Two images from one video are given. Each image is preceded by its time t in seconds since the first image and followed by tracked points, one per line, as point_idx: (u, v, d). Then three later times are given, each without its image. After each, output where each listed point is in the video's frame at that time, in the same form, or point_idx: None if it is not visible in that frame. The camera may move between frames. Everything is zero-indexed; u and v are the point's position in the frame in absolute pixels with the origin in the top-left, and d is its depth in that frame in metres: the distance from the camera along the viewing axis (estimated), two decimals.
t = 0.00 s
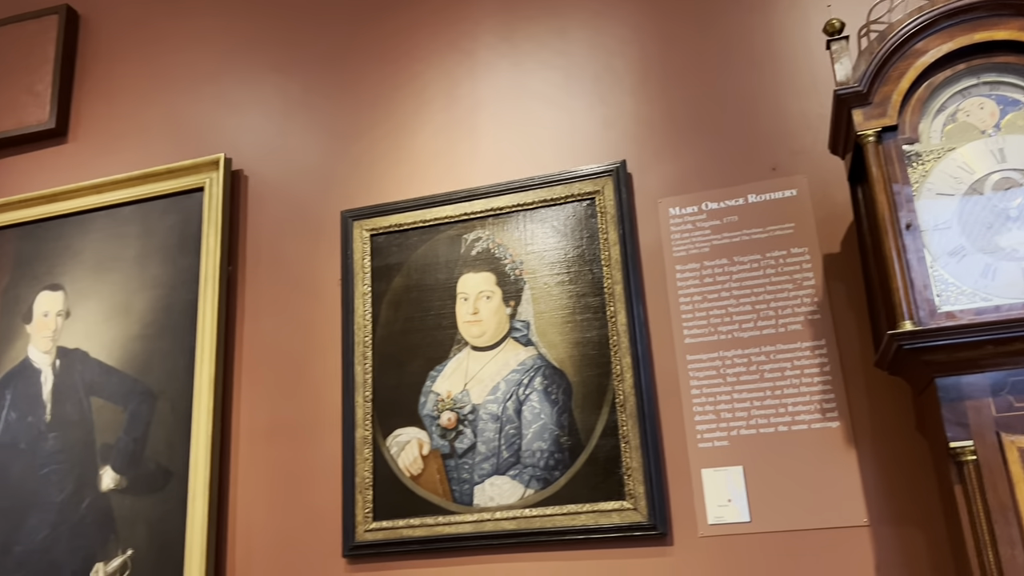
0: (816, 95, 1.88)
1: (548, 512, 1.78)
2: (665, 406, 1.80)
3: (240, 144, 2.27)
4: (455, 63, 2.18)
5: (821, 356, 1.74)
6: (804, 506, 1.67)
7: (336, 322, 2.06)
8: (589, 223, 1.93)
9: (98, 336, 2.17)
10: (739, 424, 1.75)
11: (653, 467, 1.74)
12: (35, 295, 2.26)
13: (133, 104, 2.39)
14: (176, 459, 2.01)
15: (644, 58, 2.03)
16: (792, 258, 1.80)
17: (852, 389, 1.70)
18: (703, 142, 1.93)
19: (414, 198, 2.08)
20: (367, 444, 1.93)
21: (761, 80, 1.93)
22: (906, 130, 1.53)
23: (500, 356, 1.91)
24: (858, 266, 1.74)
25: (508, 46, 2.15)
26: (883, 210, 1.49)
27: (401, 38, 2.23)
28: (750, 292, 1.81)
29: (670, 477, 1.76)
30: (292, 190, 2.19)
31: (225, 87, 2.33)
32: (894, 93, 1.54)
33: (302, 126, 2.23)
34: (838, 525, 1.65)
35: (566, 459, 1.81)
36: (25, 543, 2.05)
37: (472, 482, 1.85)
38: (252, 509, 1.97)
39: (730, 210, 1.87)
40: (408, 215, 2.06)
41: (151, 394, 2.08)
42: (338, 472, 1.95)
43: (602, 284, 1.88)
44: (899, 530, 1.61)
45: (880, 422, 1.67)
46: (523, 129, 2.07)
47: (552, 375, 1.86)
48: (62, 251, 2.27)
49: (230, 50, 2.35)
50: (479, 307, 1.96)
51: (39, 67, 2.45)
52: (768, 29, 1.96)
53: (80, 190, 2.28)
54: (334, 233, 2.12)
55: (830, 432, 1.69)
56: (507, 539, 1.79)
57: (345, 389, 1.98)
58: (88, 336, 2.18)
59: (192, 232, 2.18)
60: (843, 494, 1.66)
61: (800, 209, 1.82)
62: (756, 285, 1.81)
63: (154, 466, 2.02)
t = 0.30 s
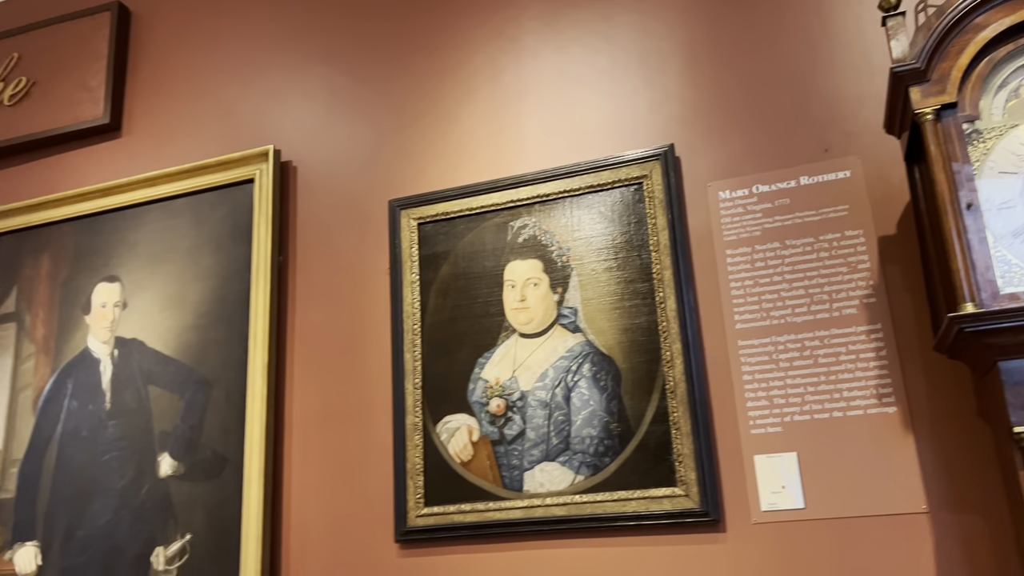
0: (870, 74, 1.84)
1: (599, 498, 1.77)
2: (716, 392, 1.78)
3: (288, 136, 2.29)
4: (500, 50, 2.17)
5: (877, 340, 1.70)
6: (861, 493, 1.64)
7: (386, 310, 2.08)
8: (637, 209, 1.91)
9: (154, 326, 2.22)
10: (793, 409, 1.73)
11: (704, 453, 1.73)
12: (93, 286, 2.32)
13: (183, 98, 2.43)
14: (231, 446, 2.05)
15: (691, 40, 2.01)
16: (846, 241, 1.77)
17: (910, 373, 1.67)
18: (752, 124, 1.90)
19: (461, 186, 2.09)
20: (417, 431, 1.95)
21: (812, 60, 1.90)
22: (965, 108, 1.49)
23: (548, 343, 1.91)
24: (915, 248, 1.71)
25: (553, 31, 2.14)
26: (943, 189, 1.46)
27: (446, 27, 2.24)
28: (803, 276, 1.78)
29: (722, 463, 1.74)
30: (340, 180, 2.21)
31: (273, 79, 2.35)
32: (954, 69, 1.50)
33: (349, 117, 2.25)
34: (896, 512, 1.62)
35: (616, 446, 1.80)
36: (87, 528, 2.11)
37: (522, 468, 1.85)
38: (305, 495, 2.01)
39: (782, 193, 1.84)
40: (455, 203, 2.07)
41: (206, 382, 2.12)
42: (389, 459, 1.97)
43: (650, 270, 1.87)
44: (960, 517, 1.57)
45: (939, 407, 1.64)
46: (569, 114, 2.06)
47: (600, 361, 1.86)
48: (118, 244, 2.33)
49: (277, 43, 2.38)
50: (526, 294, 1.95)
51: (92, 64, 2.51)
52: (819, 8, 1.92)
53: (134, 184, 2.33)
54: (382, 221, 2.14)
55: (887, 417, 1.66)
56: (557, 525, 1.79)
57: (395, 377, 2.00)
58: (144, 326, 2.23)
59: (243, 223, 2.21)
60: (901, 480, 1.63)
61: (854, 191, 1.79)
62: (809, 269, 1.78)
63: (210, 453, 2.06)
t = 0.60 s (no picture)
0: (923, 50, 1.80)
1: (646, 483, 1.77)
2: (765, 376, 1.76)
3: (333, 125, 2.32)
4: (543, 35, 2.16)
5: (931, 322, 1.67)
6: (915, 478, 1.62)
7: (431, 297, 2.09)
8: (682, 192, 1.90)
9: (204, 315, 2.26)
10: (844, 393, 1.70)
11: (754, 438, 1.71)
12: (145, 277, 2.37)
13: (229, 90, 2.46)
14: (281, 432, 2.09)
15: (737, 20, 1.98)
16: (898, 222, 1.73)
17: (965, 356, 1.63)
18: (800, 105, 1.87)
19: (504, 172, 2.08)
20: (464, 417, 1.96)
21: (862, 38, 1.86)
22: None
23: (593, 329, 1.90)
24: (970, 228, 1.67)
25: (596, 15, 2.12)
26: (1001, 166, 1.41)
27: (488, 13, 2.23)
28: (854, 258, 1.75)
29: (772, 448, 1.72)
30: (384, 168, 2.22)
31: (317, 69, 2.37)
32: (1012, 43, 1.45)
33: (392, 105, 2.26)
34: (952, 497, 1.59)
35: (663, 431, 1.79)
36: (144, 512, 2.17)
37: (569, 453, 1.85)
38: (355, 480, 2.03)
39: (831, 174, 1.81)
40: (498, 189, 2.07)
41: (256, 369, 2.16)
42: (437, 444, 1.99)
43: (697, 254, 1.85)
44: (1018, 503, 1.54)
45: (996, 390, 1.60)
46: (613, 98, 2.04)
47: (646, 346, 1.85)
48: (168, 235, 2.38)
49: (320, 33, 2.40)
50: (570, 280, 1.95)
51: (141, 58, 2.55)
52: None
53: (183, 175, 2.37)
54: (427, 209, 2.15)
55: (942, 400, 1.63)
56: (605, 510, 1.79)
57: (442, 363, 2.01)
58: (195, 315, 2.28)
59: (290, 212, 2.24)
60: (957, 465, 1.59)
61: (906, 170, 1.75)
62: (860, 251, 1.75)
63: (261, 439, 2.10)
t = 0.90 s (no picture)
0: (977, 27, 1.76)
1: (694, 469, 1.76)
2: (814, 361, 1.74)
3: (376, 114, 2.33)
4: (585, 20, 2.15)
5: (986, 305, 1.64)
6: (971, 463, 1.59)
7: (476, 284, 2.10)
8: (729, 175, 1.88)
9: (253, 303, 2.31)
10: (895, 377, 1.68)
11: (803, 423, 1.70)
12: (195, 266, 2.42)
13: (274, 81, 2.49)
14: (330, 418, 2.12)
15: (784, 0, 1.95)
16: (952, 203, 1.70)
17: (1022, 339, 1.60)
18: (849, 85, 1.84)
19: (547, 159, 2.08)
20: (509, 402, 1.97)
21: (914, 15, 1.82)
22: None
23: (639, 314, 1.89)
24: None
25: None
26: None
27: None
28: (906, 240, 1.73)
29: (822, 434, 1.71)
30: (427, 156, 2.24)
31: (360, 59, 2.39)
32: None
33: (435, 93, 2.27)
34: (1009, 482, 1.56)
35: (711, 416, 1.78)
36: (199, 496, 2.22)
37: (615, 439, 1.85)
38: (403, 465, 2.06)
39: (881, 154, 1.78)
40: (541, 175, 2.07)
41: (305, 356, 2.19)
42: (483, 429, 2.00)
43: (744, 237, 1.83)
44: None
45: None
46: (657, 81, 2.03)
47: (693, 332, 1.83)
48: (217, 225, 2.42)
49: (363, 23, 2.42)
50: (615, 266, 1.94)
51: (188, 52, 2.60)
52: None
53: (231, 166, 2.41)
54: (470, 196, 2.16)
55: (997, 384, 1.60)
56: (652, 495, 1.78)
57: (487, 349, 2.02)
58: (244, 304, 2.32)
59: (335, 201, 2.27)
60: (1014, 450, 1.56)
61: (959, 150, 1.71)
62: (912, 233, 1.72)
63: (311, 424, 2.14)
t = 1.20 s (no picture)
0: None
1: (734, 452, 1.75)
2: (857, 343, 1.72)
3: (411, 100, 2.34)
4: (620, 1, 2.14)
5: None
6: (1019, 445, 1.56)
7: (511, 268, 2.10)
8: (768, 155, 1.86)
9: (292, 290, 2.33)
10: (940, 359, 1.65)
11: (845, 405, 1.68)
12: (235, 253, 2.45)
13: (309, 69, 2.51)
14: (370, 402, 2.14)
15: None
16: (998, 180, 1.67)
17: None
18: (891, 61, 1.81)
19: (583, 141, 2.07)
20: (547, 386, 1.97)
21: None
22: None
23: (676, 297, 1.88)
24: None
25: None
26: None
27: None
28: (951, 219, 1.70)
29: (864, 416, 1.68)
30: (462, 141, 2.24)
31: (395, 45, 2.40)
32: None
33: (469, 78, 2.27)
34: None
35: (750, 399, 1.76)
36: (242, 479, 2.26)
37: (653, 422, 1.84)
38: (441, 448, 2.08)
39: (925, 132, 1.75)
40: (577, 158, 2.06)
41: (344, 341, 2.22)
42: (521, 412, 2.01)
43: (784, 218, 1.81)
44: None
45: None
46: (693, 62, 2.01)
47: (732, 314, 1.82)
48: (256, 212, 2.45)
49: (396, 9, 2.42)
50: (652, 248, 1.93)
51: (225, 41, 2.62)
52: None
53: (268, 154, 2.44)
54: (505, 180, 2.16)
55: None
56: (691, 478, 1.78)
57: (523, 333, 2.02)
58: (284, 290, 2.35)
59: (372, 187, 2.29)
60: None
61: (1007, 126, 1.68)
62: (957, 212, 1.69)
63: (351, 408, 2.16)
